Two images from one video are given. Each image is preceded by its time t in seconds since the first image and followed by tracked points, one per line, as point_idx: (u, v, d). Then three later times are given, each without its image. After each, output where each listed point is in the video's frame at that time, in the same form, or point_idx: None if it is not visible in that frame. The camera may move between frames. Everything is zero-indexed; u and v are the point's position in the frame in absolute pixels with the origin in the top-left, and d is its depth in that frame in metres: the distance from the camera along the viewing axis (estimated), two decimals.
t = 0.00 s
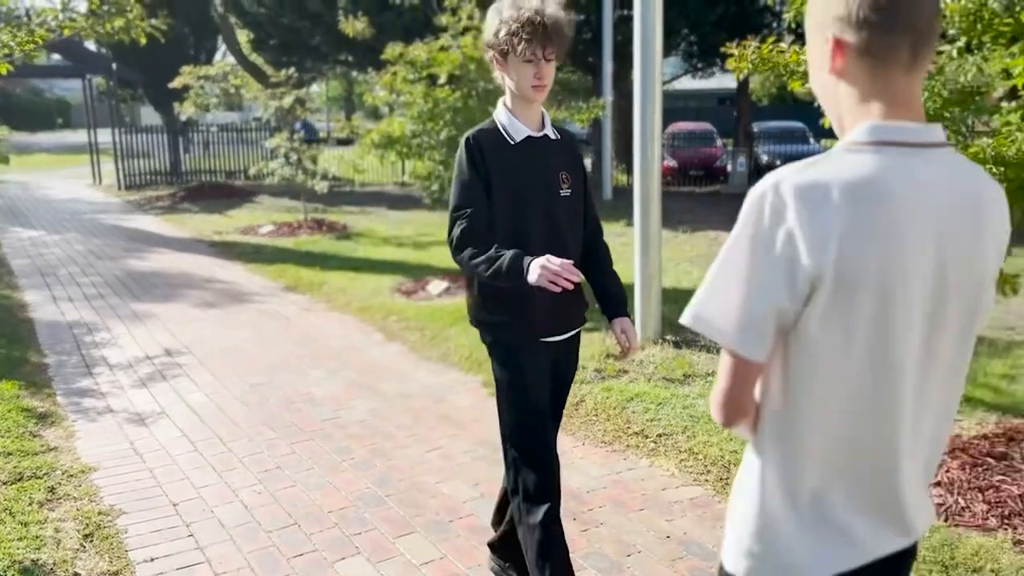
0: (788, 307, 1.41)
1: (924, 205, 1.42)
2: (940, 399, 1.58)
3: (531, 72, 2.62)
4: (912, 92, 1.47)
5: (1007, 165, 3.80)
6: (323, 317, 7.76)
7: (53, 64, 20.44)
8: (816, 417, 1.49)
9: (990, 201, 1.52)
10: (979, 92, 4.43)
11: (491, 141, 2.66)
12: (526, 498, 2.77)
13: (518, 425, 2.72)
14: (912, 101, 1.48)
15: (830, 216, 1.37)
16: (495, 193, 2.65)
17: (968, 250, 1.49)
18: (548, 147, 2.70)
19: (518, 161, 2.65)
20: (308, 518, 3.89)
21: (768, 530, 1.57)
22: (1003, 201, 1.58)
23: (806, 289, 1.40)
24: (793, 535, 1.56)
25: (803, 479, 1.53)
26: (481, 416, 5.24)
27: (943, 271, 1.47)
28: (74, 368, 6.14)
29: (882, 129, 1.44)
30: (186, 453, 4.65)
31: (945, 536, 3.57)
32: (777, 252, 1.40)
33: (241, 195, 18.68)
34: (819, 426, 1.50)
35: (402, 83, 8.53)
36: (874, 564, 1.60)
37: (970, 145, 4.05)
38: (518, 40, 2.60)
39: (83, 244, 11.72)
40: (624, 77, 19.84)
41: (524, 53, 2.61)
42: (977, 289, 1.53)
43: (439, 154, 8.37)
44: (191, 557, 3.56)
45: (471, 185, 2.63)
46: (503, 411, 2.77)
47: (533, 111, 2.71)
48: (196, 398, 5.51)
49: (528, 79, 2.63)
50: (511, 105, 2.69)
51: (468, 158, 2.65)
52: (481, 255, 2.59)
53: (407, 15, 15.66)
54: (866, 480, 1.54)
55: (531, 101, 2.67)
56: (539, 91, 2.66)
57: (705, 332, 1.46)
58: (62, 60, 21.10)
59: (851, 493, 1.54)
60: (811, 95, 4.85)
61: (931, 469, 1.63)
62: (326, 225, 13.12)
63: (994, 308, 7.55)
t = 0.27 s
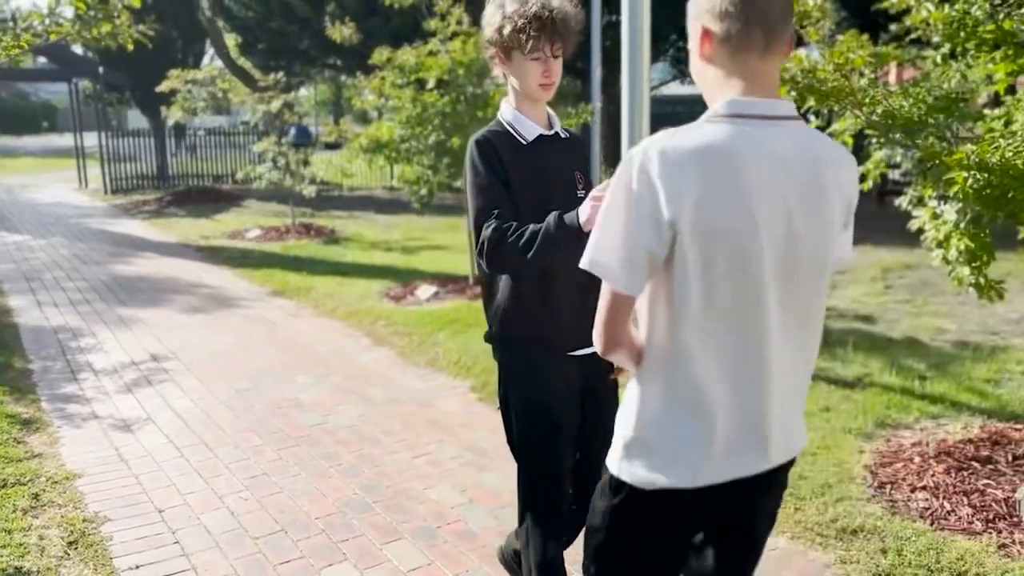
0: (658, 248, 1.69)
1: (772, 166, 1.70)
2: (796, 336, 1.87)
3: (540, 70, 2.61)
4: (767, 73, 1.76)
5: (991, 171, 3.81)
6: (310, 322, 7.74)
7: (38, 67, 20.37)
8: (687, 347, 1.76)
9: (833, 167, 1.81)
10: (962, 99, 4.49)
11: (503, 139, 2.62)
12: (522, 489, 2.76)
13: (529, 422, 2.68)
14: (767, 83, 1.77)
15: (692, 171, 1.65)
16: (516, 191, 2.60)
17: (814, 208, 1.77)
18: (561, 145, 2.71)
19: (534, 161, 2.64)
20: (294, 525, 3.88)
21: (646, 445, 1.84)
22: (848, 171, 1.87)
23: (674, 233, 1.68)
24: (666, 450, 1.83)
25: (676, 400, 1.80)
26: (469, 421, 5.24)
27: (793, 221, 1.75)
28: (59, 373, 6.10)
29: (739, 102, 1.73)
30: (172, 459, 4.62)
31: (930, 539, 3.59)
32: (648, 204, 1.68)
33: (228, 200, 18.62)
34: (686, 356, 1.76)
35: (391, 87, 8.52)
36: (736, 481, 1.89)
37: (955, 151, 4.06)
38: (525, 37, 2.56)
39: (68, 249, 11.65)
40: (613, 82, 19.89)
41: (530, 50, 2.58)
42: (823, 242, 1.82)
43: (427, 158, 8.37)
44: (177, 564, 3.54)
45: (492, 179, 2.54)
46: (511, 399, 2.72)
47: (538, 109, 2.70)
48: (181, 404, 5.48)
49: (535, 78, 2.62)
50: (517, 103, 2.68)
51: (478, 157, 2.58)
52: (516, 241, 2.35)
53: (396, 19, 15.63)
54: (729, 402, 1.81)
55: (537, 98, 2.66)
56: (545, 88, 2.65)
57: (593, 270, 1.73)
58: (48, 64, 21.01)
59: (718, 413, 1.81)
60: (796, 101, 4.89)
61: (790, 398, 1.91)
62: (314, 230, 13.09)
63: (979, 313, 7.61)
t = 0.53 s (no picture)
0: (558, 242, 1.90)
1: (663, 163, 1.89)
2: (700, 314, 2.06)
3: (555, 74, 2.53)
4: (665, 75, 1.93)
5: (977, 177, 3.86)
6: (299, 327, 7.72)
7: (26, 71, 20.28)
8: (590, 329, 1.98)
9: (728, 159, 1.98)
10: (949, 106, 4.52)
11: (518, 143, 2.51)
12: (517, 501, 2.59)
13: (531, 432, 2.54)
14: (666, 83, 1.95)
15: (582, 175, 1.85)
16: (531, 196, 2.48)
17: (706, 199, 1.96)
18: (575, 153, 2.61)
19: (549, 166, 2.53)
20: (283, 531, 3.86)
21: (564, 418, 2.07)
22: (746, 159, 2.03)
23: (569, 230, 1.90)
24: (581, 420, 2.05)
25: (584, 380, 2.03)
26: (459, 426, 5.24)
27: (682, 213, 1.94)
28: (46, 379, 6.07)
29: (634, 106, 1.91)
30: (160, 465, 4.60)
31: (918, 543, 3.61)
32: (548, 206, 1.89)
33: (217, 204, 18.58)
34: (588, 339, 1.99)
35: (380, 93, 8.53)
36: (651, 450, 2.09)
37: (940, 159, 4.11)
38: (542, 39, 2.50)
39: (55, 254, 11.59)
40: (602, 88, 19.94)
41: (547, 53, 2.51)
42: (720, 228, 2.00)
43: (417, 163, 8.38)
44: (164, 571, 3.52)
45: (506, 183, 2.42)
46: (512, 409, 2.58)
47: (552, 112, 2.61)
48: (169, 410, 5.46)
49: (549, 83, 2.54)
50: (530, 105, 2.59)
51: (490, 157, 2.48)
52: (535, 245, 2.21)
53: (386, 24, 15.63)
54: (635, 378, 2.02)
55: (551, 103, 2.58)
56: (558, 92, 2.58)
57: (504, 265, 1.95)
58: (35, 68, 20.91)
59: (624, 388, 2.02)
60: (784, 107, 4.90)
61: (701, 371, 2.10)
62: (303, 234, 13.07)
63: (965, 317, 7.66)
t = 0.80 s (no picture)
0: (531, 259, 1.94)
1: (624, 178, 1.92)
2: (673, 326, 2.04)
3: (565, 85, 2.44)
4: (625, 92, 1.95)
5: (966, 183, 3.89)
6: (290, 332, 7.70)
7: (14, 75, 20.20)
8: (556, 339, 2.01)
9: (694, 170, 1.99)
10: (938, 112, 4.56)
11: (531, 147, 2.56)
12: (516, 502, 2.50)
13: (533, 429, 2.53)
14: (628, 100, 1.97)
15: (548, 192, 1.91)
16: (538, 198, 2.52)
17: (671, 212, 1.96)
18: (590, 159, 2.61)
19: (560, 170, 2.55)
20: (274, 537, 3.85)
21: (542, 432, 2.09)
22: (715, 170, 2.04)
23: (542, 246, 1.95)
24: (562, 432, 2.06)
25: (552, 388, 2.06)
26: (450, 431, 5.23)
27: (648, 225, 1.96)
28: (34, 385, 6.03)
29: (598, 124, 1.94)
30: (150, 471, 4.58)
31: (908, 547, 3.62)
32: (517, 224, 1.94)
33: (207, 209, 18.52)
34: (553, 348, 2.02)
35: (371, 97, 8.52)
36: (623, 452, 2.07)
37: (929, 165, 4.15)
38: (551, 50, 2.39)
39: (43, 259, 11.53)
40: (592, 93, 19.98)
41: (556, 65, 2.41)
42: (688, 241, 2.00)
43: (408, 168, 8.39)
44: None
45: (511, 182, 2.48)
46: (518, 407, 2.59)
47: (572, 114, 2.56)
48: (159, 416, 5.43)
49: (563, 92, 2.47)
50: (549, 109, 2.57)
51: (504, 157, 2.55)
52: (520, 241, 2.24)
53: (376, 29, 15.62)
54: (603, 389, 2.04)
55: (567, 108, 2.52)
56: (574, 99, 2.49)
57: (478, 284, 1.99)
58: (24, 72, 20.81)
59: (594, 399, 2.04)
60: (773, 113, 4.94)
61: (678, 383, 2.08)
62: (294, 239, 13.04)
63: (954, 322, 7.70)
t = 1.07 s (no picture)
0: (509, 253, 1.96)
1: (607, 175, 1.93)
2: (654, 321, 2.05)
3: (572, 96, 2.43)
4: (612, 90, 1.96)
5: (955, 187, 3.92)
6: (282, 337, 7.69)
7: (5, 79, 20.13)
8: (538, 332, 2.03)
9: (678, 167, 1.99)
10: (928, 117, 4.59)
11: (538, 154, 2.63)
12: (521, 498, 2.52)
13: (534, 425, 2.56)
14: (614, 98, 1.98)
15: (530, 188, 1.93)
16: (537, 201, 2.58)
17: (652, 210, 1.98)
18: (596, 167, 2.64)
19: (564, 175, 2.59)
20: (266, 542, 3.84)
21: (521, 422, 2.11)
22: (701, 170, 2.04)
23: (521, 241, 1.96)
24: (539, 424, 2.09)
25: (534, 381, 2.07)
26: (443, 436, 5.23)
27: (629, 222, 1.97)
28: (25, 390, 6.01)
29: (585, 122, 1.96)
30: (142, 476, 4.57)
31: (899, 551, 3.64)
32: (497, 219, 1.96)
33: (199, 213, 18.49)
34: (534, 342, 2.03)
35: (364, 102, 8.52)
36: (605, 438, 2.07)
37: (919, 170, 4.19)
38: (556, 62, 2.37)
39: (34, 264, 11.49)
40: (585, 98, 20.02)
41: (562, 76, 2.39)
42: (670, 239, 2.01)
43: (400, 173, 8.39)
44: None
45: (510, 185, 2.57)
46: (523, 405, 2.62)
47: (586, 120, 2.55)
48: (151, 421, 5.42)
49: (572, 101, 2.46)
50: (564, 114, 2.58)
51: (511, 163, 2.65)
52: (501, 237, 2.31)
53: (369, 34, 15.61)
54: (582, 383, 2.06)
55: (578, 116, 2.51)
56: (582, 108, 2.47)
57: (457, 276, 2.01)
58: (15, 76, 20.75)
59: (572, 393, 2.06)
60: (764, 119, 4.97)
61: (661, 379, 2.08)
62: (286, 244, 13.03)
63: (944, 326, 7.74)
